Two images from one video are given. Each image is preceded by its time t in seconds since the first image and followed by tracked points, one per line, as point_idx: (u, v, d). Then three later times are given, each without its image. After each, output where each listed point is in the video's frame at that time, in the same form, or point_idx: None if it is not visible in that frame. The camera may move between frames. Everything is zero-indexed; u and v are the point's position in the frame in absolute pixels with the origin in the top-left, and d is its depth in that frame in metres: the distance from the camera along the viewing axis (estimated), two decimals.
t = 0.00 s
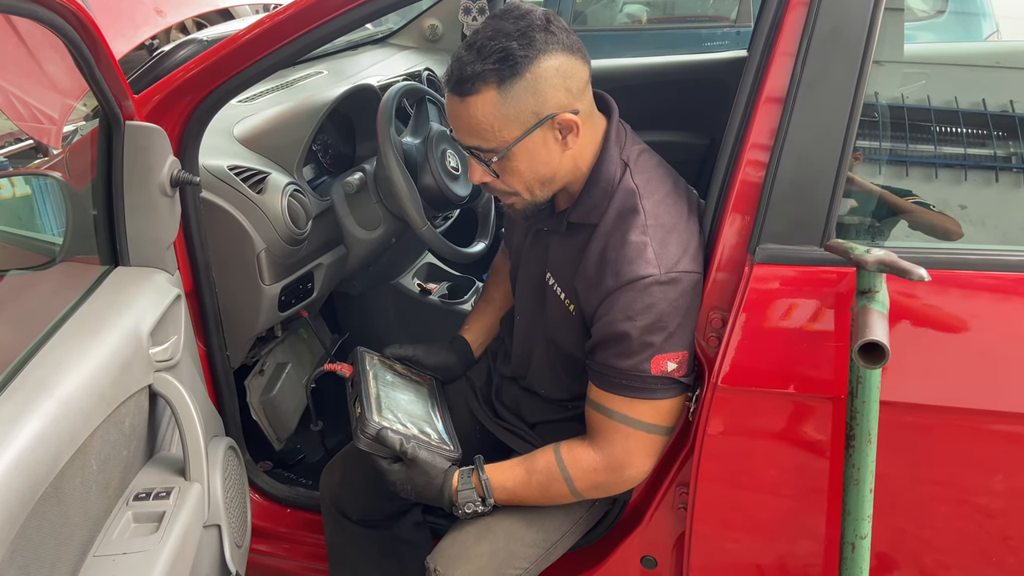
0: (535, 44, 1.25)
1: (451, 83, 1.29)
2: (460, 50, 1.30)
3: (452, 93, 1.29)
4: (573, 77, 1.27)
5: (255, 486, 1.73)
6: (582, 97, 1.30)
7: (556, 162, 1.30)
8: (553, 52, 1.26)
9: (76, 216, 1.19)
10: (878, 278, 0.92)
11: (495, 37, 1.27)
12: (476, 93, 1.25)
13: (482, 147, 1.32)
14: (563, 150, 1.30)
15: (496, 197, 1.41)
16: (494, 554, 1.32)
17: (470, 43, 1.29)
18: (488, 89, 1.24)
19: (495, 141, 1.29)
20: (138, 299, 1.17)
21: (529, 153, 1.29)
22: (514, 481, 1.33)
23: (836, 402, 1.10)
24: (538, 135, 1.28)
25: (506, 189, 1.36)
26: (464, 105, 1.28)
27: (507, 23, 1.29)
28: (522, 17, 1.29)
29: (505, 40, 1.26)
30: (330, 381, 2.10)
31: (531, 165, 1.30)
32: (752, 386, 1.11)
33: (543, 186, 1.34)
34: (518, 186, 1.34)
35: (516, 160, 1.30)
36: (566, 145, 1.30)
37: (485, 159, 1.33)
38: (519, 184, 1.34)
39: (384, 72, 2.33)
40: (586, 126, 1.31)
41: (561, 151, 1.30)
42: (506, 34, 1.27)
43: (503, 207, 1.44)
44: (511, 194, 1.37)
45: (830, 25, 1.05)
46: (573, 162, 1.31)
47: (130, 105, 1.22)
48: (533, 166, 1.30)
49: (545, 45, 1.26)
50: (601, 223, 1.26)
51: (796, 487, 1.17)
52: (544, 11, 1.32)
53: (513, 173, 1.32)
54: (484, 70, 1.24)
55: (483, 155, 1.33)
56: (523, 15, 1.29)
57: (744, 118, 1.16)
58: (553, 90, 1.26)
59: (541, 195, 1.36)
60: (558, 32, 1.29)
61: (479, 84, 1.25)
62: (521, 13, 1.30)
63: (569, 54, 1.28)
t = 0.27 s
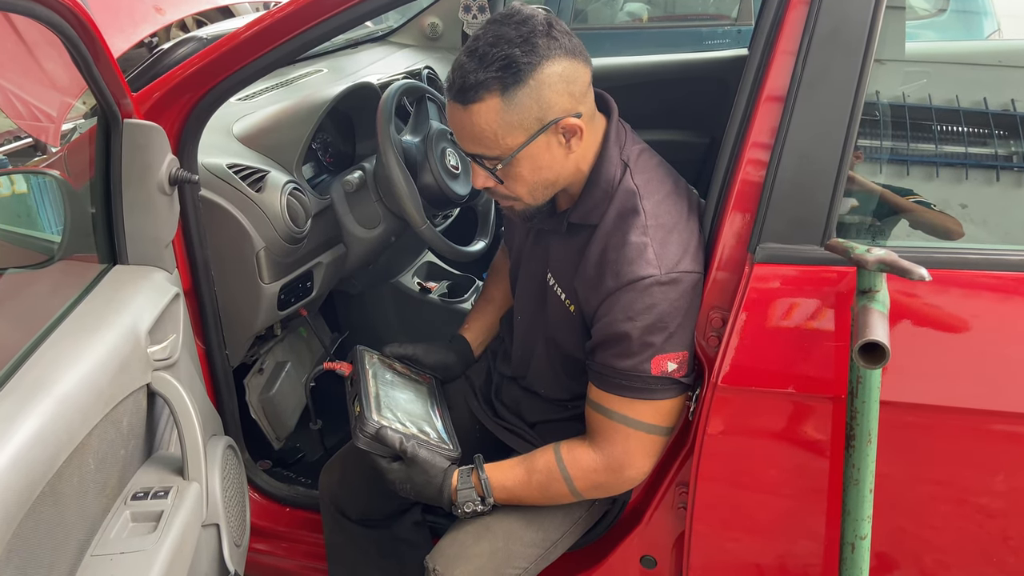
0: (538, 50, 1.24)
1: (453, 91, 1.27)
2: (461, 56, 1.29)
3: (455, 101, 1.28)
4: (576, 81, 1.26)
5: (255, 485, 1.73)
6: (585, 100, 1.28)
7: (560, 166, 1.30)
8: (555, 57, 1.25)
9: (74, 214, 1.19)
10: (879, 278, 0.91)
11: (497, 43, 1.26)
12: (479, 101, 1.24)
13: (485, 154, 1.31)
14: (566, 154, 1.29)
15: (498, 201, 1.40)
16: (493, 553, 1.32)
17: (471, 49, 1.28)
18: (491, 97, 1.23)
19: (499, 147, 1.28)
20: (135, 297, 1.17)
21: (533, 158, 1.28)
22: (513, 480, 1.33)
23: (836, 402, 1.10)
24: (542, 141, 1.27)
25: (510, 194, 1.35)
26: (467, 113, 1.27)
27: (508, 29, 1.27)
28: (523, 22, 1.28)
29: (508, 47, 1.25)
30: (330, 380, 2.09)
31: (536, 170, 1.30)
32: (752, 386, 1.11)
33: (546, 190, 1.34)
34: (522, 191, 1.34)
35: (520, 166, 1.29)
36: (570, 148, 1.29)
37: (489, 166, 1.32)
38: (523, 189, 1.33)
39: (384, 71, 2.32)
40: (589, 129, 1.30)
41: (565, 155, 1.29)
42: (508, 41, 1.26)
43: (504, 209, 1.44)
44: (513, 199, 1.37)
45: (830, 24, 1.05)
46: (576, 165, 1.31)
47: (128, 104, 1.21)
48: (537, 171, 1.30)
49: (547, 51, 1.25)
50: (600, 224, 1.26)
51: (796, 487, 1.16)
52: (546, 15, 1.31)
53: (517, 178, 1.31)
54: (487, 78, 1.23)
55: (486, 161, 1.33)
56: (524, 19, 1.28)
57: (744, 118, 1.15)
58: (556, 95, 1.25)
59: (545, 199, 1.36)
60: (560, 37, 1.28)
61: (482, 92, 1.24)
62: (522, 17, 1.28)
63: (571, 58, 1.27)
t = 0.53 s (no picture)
0: (530, 37, 1.24)
1: (448, 80, 1.28)
2: (455, 46, 1.29)
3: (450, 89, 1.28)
4: (570, 70, 1.26)
5: (253, 485, 1.73)
6: (580, 90, 1.28)
7: (555, 155, 1.29)
8: (549, 45, 1.25)
9: (72, 213, 1.19)
10: (878, 279, 0.91)
11: (491, 32, 1.26)
12: (472, 89, 1.24)
13: (480, 143, 1.31)
14: (562, 143, 1.29)
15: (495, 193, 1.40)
16: (491, 554, 1.32)
17: (465, 38, 1.29)
18: (484, 84, 1.23)
19: (494, 137, 1.28)
20: (133, 297, 1.16)
21: (527, 147, 1.28)
22: (511, 480, 1.33)
23: (836, 402, 1.09)
24: (536, 129, 1.27)
25: (506, 185, 1.35)
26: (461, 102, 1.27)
27: (502, 17, 1.28)
28: (517, 10, 1.28)
29: (501, 34, 1.25)
30: (329, 380, 2.10)
31: (530, 160, 1.29)
32: (751, 386, 1.11)
33: (542, 181, 1.33)
34: (518, 181, 1.33)
35: (515, 155, 1.29)
36: (565, 138, 1.28)
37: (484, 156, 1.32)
38: (518, 179, 1.33)
39: (383, 69, 2.32)
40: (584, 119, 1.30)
41: (560, 144, 1.28)
42: (501, 29, 1.26)
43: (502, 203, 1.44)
44: (509, 190, 1.36)
45: (830, 24, 1.04)
46: (572, 155, 1.30)
47: (125, 103, 1.21)
48: (532, 161, 1.29)
49: (540, 38, 1.24)
50: (599, 222, 1.25)
51: (796, 488, 1.16)
52: (540, 4, 1.31)
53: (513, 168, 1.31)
54: (479, 65, 1.23)
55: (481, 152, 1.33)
56: (518, 8, 1.29)
57: (744, 117, 1.15)
58: (550, 84, 1.24)
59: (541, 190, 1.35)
60: (554, 26, 1.28)
61: (475, 79, 1.24)
62: (516, 6, 1.29)
63: (565, 47, 1.27)
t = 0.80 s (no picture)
0: (563, 38, 1.21)
1: (475, 79, 1.22)
2: (482, 43, 1.24)
3: (475, 87, 1.23)
4: (595, 70, 1.25)
5: (252, 485, 1.73)
6: (602, 89, 1.27)
7: (577, 155, 1.28)
8: (579, 46, 1.22)
9: (71, 213, 1.19)
10: (878, 279, 0.91)
11: (523, 31, 1.21)
12: (505, 90, 1.20)
13: (507, 144, 1.26)
14: (584, 144, 1.27)
15: (508, 195, 1.36)
16: (490, 554, 1.32)
17: (494, 37, 1.23)
18: (517, 84, 1.19)
19: (521, 138, 1.24)
20: (132, 298, 1.16)
21: (554, 149, 1.25)
22: (510, 480, 1.33)
23: (835, 403, 1.09)
24: (564, 131, 1.24)
25: (524, 187, 1.32)
26: (490, 103, 1.22)
27: (533, 17, 1.23)
28: (547, 9, 1.24)
29: (533, 35, 1.21)
30: (327, 380, 2.10)
31: (554, 162, 1.26)
32: (751, 386, 1.11)
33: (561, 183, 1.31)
34: (539, 182, 1.30)
35: (541, 158, 1.26)
36: (588, 137, 1.27)
37: (506, 159, 1.28)
38: (539, 180, 1.30)
39: (382, 69, 2.32)
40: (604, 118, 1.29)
41: (582, 143, 1.27)
42: (533, 28, 1.22)
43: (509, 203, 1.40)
44: (526, 191, 1.33)
45: (830, 23, 1.04)
46: (592, 155, 1.29)
47: (124, 103, 1.21)
48: (556, 163, 1.27)
49: (572, 39, 1.22)
50: (601, 218, 1.25)
51: (795, 488, 1.16)
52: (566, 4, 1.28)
53: (537, 170, 1.27)
54: (514, 66, 1.18)
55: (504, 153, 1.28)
56: (548, 7, 1.25)
57: (744, 116, 1.15)
58: (579, 84, 1.22)
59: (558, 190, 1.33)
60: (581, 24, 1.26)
61: (508, 80, 1.19)
62: (546, 5, 1.25)
63: (592, 48, 1.25)
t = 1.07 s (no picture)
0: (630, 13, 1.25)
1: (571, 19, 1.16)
2: None
3: (567, 25, 1.16)
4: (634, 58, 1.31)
5: (250, 486, 1.72)
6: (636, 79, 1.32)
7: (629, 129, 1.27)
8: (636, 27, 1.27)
9: (69, 215, 1.18)
10: (879, 280, 0.90)
11: None
12: (605, 30, 1.15)
13: (596, 92, 1.17)
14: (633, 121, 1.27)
15: (559, 171, 1.24)
16: (490, 556, 1.31)
17: None
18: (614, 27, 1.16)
19: (614, 83, 1.18)
20: (131, 300, 1.15)
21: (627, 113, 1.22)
22: (510, 482, 1.33)
23: (835, 403, 1.09)
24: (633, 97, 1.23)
25: (593, 155, 1.22)
26: (591, 38, 1.15)
27: None
28: None
29: None
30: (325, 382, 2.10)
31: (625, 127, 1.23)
32: (751, 388, 1.11)
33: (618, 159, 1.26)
34: (607, 153, 1.23)
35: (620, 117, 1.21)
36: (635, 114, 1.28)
37: (596, 103, 1.18)
38: (607, 151, 1.23)
39: (380, 70, 2.32)
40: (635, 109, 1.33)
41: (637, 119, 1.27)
42: None
43: (550, 186, 1.28)
44: (584, 167, 1.23)
45: (830, 23, 1.04)
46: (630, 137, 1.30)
47: (123, 103, 1.20)
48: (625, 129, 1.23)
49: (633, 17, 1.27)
50: (610, 213, 1.25)
51: (795, 489, 1.16)
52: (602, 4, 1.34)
53: (614, 130, 1.21)
54: (611, 11, 1.17)
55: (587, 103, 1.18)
56: None
57: (744, 117, 1.15)
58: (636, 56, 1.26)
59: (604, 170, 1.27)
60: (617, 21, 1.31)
61: (607, 21, 1.16)
62: None
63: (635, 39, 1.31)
